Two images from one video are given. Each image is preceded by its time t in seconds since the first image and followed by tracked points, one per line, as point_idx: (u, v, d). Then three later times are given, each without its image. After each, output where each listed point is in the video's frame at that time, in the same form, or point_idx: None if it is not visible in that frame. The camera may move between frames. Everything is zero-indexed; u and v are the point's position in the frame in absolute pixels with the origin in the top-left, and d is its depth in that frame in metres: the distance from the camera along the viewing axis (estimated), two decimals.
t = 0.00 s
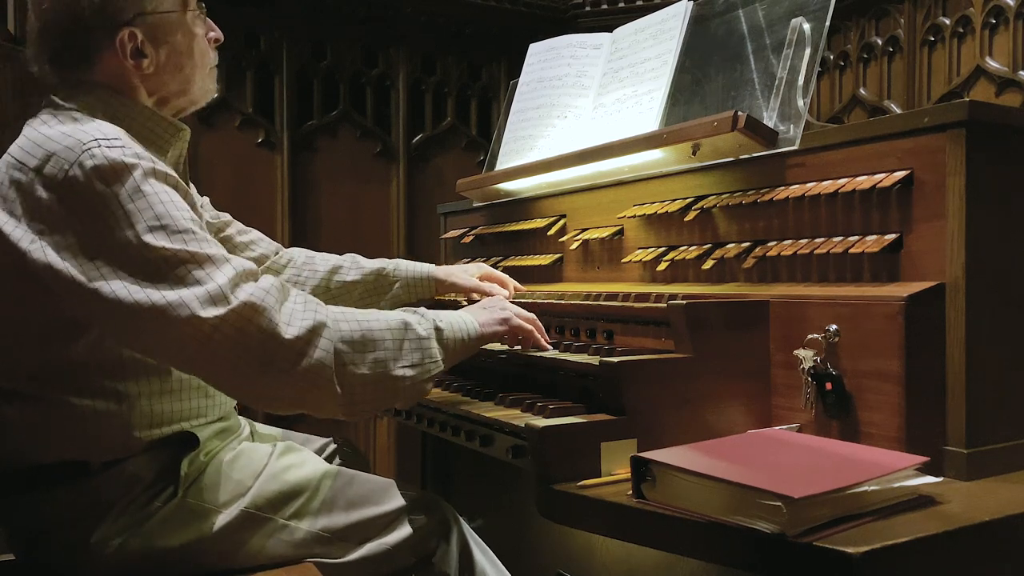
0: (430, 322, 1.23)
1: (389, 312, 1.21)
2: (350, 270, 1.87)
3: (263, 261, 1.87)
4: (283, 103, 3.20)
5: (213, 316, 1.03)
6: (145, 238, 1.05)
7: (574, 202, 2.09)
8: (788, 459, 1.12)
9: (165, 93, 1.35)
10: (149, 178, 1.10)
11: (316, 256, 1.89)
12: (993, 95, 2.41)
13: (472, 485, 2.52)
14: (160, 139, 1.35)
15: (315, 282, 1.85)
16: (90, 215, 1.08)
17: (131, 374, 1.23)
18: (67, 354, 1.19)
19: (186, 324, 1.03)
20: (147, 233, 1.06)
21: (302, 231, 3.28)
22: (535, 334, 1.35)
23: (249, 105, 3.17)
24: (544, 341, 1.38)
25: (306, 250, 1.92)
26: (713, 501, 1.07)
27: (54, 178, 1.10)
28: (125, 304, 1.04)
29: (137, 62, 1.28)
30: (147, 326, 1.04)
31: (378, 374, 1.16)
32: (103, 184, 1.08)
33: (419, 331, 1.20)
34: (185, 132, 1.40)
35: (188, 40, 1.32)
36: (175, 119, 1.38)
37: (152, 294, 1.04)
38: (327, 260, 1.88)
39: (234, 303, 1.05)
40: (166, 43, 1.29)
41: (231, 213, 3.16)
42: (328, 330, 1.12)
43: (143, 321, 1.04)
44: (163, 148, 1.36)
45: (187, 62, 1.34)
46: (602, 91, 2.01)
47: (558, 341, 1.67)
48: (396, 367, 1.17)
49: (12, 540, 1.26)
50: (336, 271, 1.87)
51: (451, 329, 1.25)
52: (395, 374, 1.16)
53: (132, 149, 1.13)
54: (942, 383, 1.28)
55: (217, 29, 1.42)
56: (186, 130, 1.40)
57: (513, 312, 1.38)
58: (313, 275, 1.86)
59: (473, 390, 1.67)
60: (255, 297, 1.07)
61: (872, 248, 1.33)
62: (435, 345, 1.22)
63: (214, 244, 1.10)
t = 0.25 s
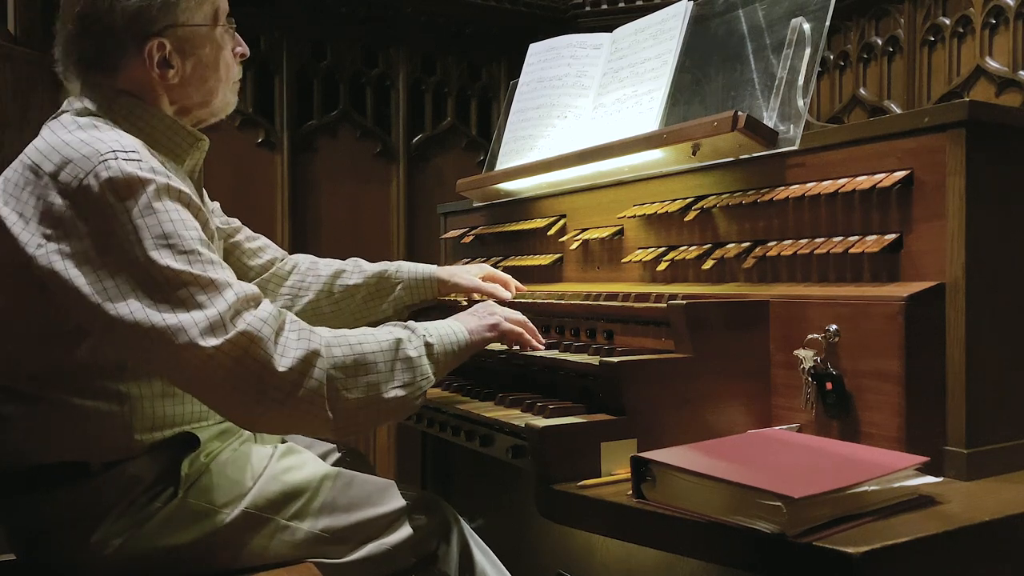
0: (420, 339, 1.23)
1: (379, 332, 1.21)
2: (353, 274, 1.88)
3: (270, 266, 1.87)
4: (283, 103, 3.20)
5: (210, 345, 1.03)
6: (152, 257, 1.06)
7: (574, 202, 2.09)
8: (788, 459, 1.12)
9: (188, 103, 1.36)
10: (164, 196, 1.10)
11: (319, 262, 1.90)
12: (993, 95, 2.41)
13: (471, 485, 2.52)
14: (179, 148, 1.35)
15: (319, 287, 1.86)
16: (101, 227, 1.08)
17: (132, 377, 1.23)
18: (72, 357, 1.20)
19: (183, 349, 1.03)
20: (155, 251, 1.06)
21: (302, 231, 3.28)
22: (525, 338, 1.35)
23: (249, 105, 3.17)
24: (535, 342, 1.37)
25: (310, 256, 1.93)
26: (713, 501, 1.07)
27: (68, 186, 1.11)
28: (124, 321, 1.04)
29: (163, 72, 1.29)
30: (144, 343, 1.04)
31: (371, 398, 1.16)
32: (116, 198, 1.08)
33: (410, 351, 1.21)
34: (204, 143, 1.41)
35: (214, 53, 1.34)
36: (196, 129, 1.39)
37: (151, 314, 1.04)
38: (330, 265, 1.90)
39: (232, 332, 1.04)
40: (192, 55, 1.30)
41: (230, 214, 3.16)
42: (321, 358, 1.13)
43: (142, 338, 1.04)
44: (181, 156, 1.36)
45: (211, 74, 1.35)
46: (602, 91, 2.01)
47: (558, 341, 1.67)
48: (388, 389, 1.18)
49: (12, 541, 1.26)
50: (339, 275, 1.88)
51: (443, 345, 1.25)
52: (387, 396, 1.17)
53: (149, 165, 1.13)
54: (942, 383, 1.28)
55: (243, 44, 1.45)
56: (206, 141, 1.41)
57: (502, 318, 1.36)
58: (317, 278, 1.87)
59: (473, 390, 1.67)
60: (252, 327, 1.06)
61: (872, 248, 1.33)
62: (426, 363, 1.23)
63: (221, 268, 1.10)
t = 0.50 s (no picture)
0: (425, 331, 1.23)
1: (385, 323, 1.21)
2: (353, 277, 1.87)
3: (274, 273, 1.87)
4: (283, 103, 3.20)
5: (222, 328, 1.02)
6: (167, 241, 1.05)
7: (574, 202, 2.09)
8: (788, 459, 1.12)
9: (200, 103, 1.36)
10: (181, 184, 1.10)
11: (319, 266, 1.89)
12: (993, 95, 2.41)
13: (471, 485, 2.52)
14: (191, 147, 1.35)
15: (321, 291, 1.85)
16: (117, 213, 1.08)
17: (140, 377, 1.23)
18: (79, 352, 1.19)
19: (194, 333, 1.02)
20: (170, 236, 1.06)
21: (301, 231, 3.28)
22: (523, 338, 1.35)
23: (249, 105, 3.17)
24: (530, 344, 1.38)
25: (310, 262, 1.92)
26: (713, 501, 1.07)
27: (86, 173, 1.11)
28: (137, 306, 1.04)
29: (177, 71, 1.29)
30: (156, 329, 1.03)
31: (376, 387, 1.16)
32: (134, 184, 1.08)
33: (415, 342, 1.21)
34: (216, 143, 1.40)
35: (227, 55, 1.34)
36: (207, 130, 1.39)
37: (164, 298, 1.04)
38: (330, 269, 1.89)
39: (244, 316, 1.04)
40: (205, 55, 1.31)
41: (230, 214, 3.16)
42: (329, 344, 1.12)
43: (154, 323, 1.03)
44: (193, 156, 1.36)
45: (224, 76, 1.35)
46: (602, 91, 2.01)
47: (558, 341, 1.67)
48: (394, 379, 1.18)
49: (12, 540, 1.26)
50: (339, 279, 1.87)
51: (447, 338, 1.25)
52: (392, 386, 1.17)
53: (166, 153, 1.13)
54: (942, 384, 1.28)
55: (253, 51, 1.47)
56: (217, 142, 1.40)
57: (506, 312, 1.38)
58: (318, 283, 1.86)
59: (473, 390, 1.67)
60: (262, 311, 1.06)
61: (872, 248, 1.33)
62: (431, 355, 1.22)
63: (233, 256, 1.10)
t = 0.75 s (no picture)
0: (425, 313, 1.23)
1: (386, 301, 1.21)
2: (358, 271, 1.88)
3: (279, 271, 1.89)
4: (283, 103, 3.20)
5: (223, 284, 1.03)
6: (169, 209, 1.07)
7: (574, 202, 2.09)
8: (789, 459, 1.12)
9: (197, 97, 1.37)
10: (182, 160, 1.13)
11: (326, 263, 1.91)
12: (993, 95, 2.41)
13: (471, 485, 2.52)
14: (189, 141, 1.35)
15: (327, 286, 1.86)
16: (121, 188, 1.11)
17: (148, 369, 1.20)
18: (84, 340, 1.17)
19: (195, 293, 1.03)
20: (172, 204, 1.07)
21: (301, 231, 3.28)
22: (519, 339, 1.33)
23: (250, 105, 3.17)
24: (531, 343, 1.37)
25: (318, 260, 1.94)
26: (714, 501, 1.07)
27: (92, 154, 1.14)
28: (143, 275, 1.05)
29: (169, 63, 1.30)
30: (160, 295, 1.05)
31: (375, 358, 1.15)
32: (136, 160, 1.11)
33: (415, 321, 1.20)
34: (214, 138, 1.41)
35: (219, 47, 1.35)
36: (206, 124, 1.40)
37: (166, 263, 1.05)
38: (337, 264, 1.90)
39: (243, 275, 1.05)
40: (196, 47, 1.31)
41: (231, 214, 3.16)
42: (329, 308, 1.12)
43: (158, 290, 1.05)
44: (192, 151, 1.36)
45: (217, 67, 1.35)
46: (602, 91, 2.01)
47: (558, 341, 1.67)
48: (392, 352, 1.17)
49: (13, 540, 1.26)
50: (345, 273, 1.88)
51: (446, 325, 1.24)
52: (391, 359, 1.16)
53: (168, 132, 1.16)
54: (942, 384, 1.28)
55: (247, 46, 1.47)
56: (216, 136, 1.41)
57: (504, 310, 1.37)
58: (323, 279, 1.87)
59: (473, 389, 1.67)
60: (261, 273, 1.07)
61: (872, 248, 1.33)
62: (430, 336, 1.22)
63: (233, 224, 1.12)
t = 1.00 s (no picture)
0: (422, 305, 1.22)
1: (381, 293, 1.20)
2: (359, 272, 1.89)
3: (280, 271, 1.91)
4: (283, 103, 3.20)
5: (214, 273, 1.04)
6: (161, 201, 1.08)
7: (574, 202, 2.09)
8: (789, 459, 1.12)
9: (186, 93, 1.37)
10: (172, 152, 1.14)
11: (327, 264, 1.92)
12: (993, 95, 2.41)
13: (471, 485, 2.52)
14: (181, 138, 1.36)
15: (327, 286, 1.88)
16: (113, 182, 1.12)
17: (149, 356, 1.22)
18: (85, 328, 1.20)
19: (189, 282, 1.04)
20: (163, 196, 1.09)
21: (302, 231, 3.28)
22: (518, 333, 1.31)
23: (250, 105, 3.17)
24: (535, 342, 1.35)
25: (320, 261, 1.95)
26: (714, 501, 1.07)
27: (85, 149, 1.15)
28: (137, 266, 1.07)
29: (154, 60, 1.31)
30: (155, 285, 1.06)
31: (366, 348, 1.14)
32: (127, 153, 1.12)
33: (409, 313, 1.20)
34: (206, 135, 1.42)
35: (202, 44, 1.34)
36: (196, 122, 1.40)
37: (159, 254, 1.06)
38: (337, 264, 1.91)
39: (233, 264, 1.05)
40: (180, 44, 1.32)
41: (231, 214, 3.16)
42: (319, 296, 1.11)
43: (153, 280, 1.06)
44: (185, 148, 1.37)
45: (202, 62, 1.36)
46: (602, 91, 2.01)
47: (558, 341, 1.67)
48: (385, 343, 1.16)
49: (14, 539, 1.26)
50: (346, 274, 1.90)
51: (444, 317, 1.22)
52: (383, 349, 1.15)
53: (158, 126, 1.18)
54: (942, 384, 1.28)
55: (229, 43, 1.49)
56: (207, 133, 1.42)
57: (507, 307, 1.36)
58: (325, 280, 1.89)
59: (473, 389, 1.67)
60: (251, 261, 1.08)
61: (872, 248, 1.33)
62: (426, 328, 1.20)
63: (225, 213, 1.12)
